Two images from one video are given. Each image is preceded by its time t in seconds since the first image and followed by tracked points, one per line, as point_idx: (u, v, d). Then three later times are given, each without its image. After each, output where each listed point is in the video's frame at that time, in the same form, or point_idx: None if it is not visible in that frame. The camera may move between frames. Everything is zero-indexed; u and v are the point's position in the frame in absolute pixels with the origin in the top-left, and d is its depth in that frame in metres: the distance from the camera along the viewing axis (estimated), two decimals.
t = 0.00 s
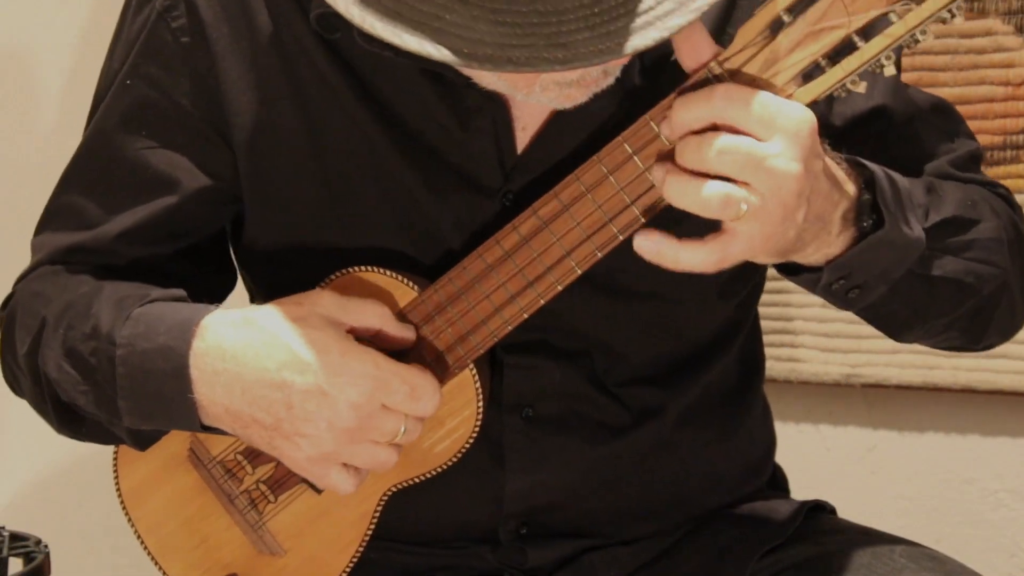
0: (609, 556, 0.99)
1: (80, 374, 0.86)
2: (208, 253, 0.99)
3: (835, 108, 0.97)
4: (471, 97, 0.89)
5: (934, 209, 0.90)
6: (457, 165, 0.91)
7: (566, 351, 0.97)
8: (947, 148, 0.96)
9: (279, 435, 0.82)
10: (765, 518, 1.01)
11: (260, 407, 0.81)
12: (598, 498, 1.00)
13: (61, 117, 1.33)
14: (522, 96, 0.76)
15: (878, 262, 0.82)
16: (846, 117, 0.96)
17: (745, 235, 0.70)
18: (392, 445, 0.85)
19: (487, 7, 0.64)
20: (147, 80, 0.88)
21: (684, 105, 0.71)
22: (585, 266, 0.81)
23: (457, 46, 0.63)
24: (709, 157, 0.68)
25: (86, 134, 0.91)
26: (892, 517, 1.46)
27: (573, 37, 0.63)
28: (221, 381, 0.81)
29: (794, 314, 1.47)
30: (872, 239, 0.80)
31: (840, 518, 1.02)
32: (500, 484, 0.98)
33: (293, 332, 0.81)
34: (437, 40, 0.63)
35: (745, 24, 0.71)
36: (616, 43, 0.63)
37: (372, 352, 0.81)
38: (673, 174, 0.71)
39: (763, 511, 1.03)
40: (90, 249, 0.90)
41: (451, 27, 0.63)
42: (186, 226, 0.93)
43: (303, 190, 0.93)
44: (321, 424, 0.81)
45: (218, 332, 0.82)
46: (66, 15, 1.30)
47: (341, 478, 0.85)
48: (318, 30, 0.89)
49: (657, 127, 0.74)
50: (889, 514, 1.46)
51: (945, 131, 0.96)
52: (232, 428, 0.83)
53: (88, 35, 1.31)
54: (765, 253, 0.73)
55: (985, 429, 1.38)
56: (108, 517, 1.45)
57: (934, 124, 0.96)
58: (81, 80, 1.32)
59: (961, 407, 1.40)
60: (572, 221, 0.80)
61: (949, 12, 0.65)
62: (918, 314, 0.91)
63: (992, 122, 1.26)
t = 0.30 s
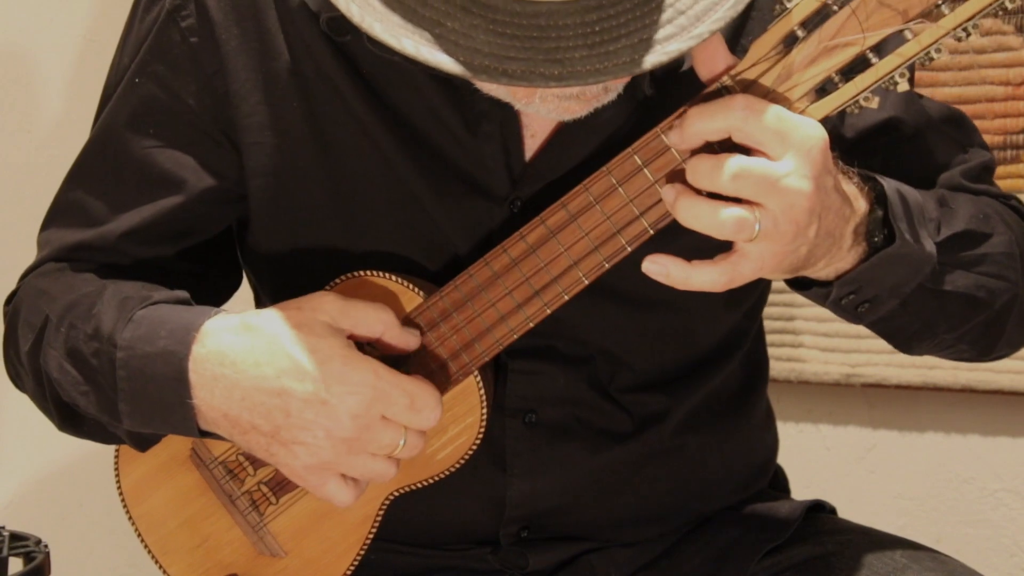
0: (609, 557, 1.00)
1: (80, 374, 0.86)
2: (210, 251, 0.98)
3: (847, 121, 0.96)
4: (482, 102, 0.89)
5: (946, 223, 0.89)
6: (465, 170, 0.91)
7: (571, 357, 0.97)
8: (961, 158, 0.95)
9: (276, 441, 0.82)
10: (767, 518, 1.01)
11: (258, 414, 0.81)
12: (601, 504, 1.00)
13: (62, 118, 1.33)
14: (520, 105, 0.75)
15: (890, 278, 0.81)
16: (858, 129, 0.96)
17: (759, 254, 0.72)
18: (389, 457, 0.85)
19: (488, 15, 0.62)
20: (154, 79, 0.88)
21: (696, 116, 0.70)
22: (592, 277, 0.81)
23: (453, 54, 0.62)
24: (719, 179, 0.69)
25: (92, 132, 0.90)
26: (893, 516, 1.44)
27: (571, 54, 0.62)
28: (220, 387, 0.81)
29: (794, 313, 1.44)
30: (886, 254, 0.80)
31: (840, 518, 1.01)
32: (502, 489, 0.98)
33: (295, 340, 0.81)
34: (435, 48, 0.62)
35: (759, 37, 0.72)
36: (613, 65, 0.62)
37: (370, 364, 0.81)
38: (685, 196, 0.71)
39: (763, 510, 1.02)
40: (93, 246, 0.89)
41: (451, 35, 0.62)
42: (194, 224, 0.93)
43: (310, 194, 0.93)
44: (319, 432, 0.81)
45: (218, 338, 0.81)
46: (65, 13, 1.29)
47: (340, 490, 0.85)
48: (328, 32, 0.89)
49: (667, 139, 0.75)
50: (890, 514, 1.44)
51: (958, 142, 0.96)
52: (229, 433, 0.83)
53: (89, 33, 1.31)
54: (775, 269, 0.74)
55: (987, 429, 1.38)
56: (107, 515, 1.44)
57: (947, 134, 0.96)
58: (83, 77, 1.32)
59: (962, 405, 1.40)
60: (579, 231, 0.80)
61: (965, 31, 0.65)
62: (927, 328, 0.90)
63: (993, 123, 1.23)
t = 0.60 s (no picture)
0: (609, 557, 1.00)
1: (82, 374, 0.86)
2: (213, 253, 0.98)
3: (848, 128, 0.96)
4: (483, 104, 0.89)
5: (947, 232, 0.89)
6: (467, 172, 0.92)
7: (572, 359, 0.97)
8: (961, 168, 0.96)
9: (274, 442, 0.82)
10: (767, 518, 1.01)
11: (256, 413, 0.81)
12: (601, 505, 1.00)
13: (62, 120, 1.33)
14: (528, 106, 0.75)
15: (890, 284, 0.81)
16: (859, 136, 0.96)
17: (755, 254, 0.72)
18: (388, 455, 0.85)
19: (498, 21, 0.62)
20: (157, 79, 0.88)
21: (696, 126, 0.71)
22: (595, 280, 0.82)
23: (466, 61, 0.61)
24: (720, 179, 0.69)
25: (94, 133, 0.90)
26: (893, 515, 1.44)
27: (583, 58, 0.62)
28: (217, 387, 0.81)
29: (794, 312, 1.44)
30: (887, 261, 0.80)
31: (840, 517, 1.02)
32: (502, 490, 0.98)
33: (294, 340, 0.81)
34: (446, 55, 0.61)
35: (764, 42, 0.72)
36: (624, 69, 0.62)
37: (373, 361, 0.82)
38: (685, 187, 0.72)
39: (763, 510, 1.02)
40: (95, 246, 0.89)
41: (462, 41, 0.62)
42: (197, 225, 0.93)
43: (313, 195, 0.93)
44: (316, 431, 0.81)
45: (216, 337, 0.82)
46: (64, 14, 1.29)
47: (341, 485, 0.85)
48: (331, 33, 0.89)
49: (671, 143, 0.75)
50: (889, 514, 1.44)
51: (959, 150, 0.96)
52: (227, 433, 0.83)
53: (89, 33, 1.31)
54: (773, 271, 0.74)
55: (986, 428, 1.38)
56: (107, 515, 1.44)
57: (948, 142, 0.96)
58: (83, 78, 1.32)
59: (962, 405, 1.40)
60: (582, 234, 0.80)
61: (970, 36, 0.65)
62: (926, 336, 0.91)
63: (993, 122, 1.23)
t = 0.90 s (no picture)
0: (609, 557, 1.00)
1: (85, 373, 0.86)
2: (213, 253, 0.98)
3: (848, 130, 0.96)
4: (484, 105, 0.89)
5: (945, 236, 0.89)
6: (467, 173, 0.91)
7: (572, 359, 0.97)
8: (961, 171, 0.96)
9: (285, 439, 0.82)
10: (767, 517, 1.01)
11: (266, 411, 0.81)
12: (601, 505, 1.00)
13: (62, 120, 1.33)
14: (527, 108, 0.74)
15: (890, 288, 0.81)
16: (859, 139, 0.96)
17: (746, 247, 0.72)
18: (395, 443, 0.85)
19: (499, 24, 0.62)
20: (157, 80, 0.88)
21: (699, 111, 0.70)
22: (595, 280, 0.82)
23: (466, 64, 0.61)
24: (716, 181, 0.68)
25: (94, 133, 0.90)
26: (893, 515, 1.44)
27: (584, 62, 0.62)
28: (227, 386, 0.81)
29: (795, 312, 1.44)
30: (886, 264, 0.80)
31: (840, 517, 1.02)
32: (501, 490, 0.98)
33: (301, 336, 0.81)
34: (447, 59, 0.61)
35: (764, 43, 0.72)
36: (626, 73, 0.62)
37: (375, 357, 0.82)
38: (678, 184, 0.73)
39: (763, 510, 1.02)
40: (95, 246, 0.89)
41: (464, 45, 0.61)
42: (196, 224, 0.93)
43: (313, 196, 0.93)
44: (327, 427, 0.81)
45: (223, 336, 0.82)
46: (64, 14, 1.29)
47: (350, 472, 0.85)
48: (332, 33, 0.89)
49: (671, 143, 0.75)
50: (889, 513, 1.44)
51: (959, 154, 0.96)
52: (236, 431, 0.83)
53: (89, 33, 1.31)
54: (763, 270, 0.74)
55: (986, 428, 1.38)
56: (106, 515, 1.44)
57: (948, 145, 0.96)
58: (82, 78, 1.32)
59: (962, 405, 1.40)
60: (582, 234, 0.80)
61: (970, 38, 0.65)
62: (926, 341, 0.91)
63: (993, 122, 1.23)
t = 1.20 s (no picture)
0: (609, 557, 1.00)
1: (83, 375, 0.86)
2: (213, 253, 0.97)
3: (849, 132, 0.97)
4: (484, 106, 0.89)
5: (945, 241, 0.89)
6: (467, 173, 0.91)
7: (572, 359, 0.97)
8: (960, 177, 0.96)
9: (277, 442, 0.82)
10: (767, 517, 1.01)
11: (257, 415, 0.81)
12: (601, 505, 1.00)
13: (62, 121, 1.33)
14: (541, 101, 0.75)
15: (888, 293, 0.81)
16: (858, 142, 0.96)
17: (742, 244, 0.71)
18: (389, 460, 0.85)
19: (516, 16, 0.63)
20: (158, 82, 0.88)
21: (702, 123, 0.70)
22: (597, 279, 0.82)
23: (487, 58, 0.62)
24: (716, 175, 0.69)
25: (95, 135, 0.90)
26: (893, 516, 1.44)
27: (603, 51, 0.63)
28: (220, 390, 0.81)
29: (795, 313, 1.44)
30: (884, 270, 0.80)
31: (840, 517, 1.02)
32: (502, 490, 0.98)
33: (296, 342, 0.81)
34: (467, 53, 0.62)
35: (766, 44, 0.72)
36: (645, 60, 0.63)
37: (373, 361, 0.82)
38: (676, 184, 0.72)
39: (763, 510, 1.03)
40: (95, 247, 0.89)
41: (482, 39, 0.62)
42: (195, 226, 0.92)
43: (313, 197, 0.93)
44: (318, 434, 0.81)
45: (217, 339, 0.82)
46: (64, 15, 1.29)
47: (343, 480, 0.86)
48: (330, 35, 0.88)
49: (674, 143, 0.75)
50: (890, 513, 1.44)
51: (959, 161, 0.97)
52: (230, 433, 0.83)
53: (89, 34, 1.31)
54: (756, 268, 0.74)
55: (987, 428, 1.38)
56: (107, 515, 1.44)
57: (946, 151, 0.96)
58: (83, 79, 1.32)
59: (962, 405, 1.40)
60: (585, 233, 0.80)
61: (972, 39, 0.65)
62: (923, 346, 0.91)
63: (991, 122, 1.22)
